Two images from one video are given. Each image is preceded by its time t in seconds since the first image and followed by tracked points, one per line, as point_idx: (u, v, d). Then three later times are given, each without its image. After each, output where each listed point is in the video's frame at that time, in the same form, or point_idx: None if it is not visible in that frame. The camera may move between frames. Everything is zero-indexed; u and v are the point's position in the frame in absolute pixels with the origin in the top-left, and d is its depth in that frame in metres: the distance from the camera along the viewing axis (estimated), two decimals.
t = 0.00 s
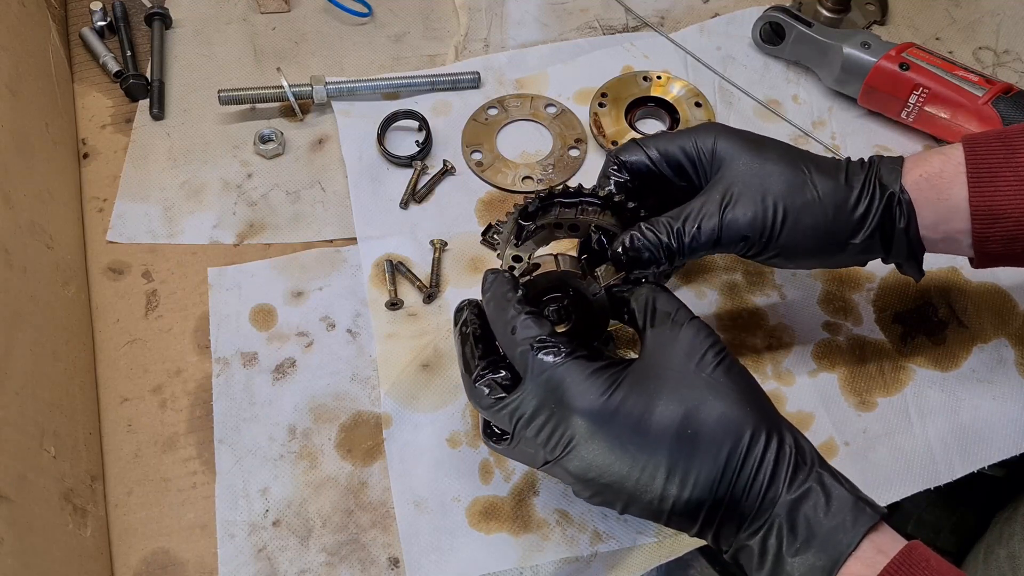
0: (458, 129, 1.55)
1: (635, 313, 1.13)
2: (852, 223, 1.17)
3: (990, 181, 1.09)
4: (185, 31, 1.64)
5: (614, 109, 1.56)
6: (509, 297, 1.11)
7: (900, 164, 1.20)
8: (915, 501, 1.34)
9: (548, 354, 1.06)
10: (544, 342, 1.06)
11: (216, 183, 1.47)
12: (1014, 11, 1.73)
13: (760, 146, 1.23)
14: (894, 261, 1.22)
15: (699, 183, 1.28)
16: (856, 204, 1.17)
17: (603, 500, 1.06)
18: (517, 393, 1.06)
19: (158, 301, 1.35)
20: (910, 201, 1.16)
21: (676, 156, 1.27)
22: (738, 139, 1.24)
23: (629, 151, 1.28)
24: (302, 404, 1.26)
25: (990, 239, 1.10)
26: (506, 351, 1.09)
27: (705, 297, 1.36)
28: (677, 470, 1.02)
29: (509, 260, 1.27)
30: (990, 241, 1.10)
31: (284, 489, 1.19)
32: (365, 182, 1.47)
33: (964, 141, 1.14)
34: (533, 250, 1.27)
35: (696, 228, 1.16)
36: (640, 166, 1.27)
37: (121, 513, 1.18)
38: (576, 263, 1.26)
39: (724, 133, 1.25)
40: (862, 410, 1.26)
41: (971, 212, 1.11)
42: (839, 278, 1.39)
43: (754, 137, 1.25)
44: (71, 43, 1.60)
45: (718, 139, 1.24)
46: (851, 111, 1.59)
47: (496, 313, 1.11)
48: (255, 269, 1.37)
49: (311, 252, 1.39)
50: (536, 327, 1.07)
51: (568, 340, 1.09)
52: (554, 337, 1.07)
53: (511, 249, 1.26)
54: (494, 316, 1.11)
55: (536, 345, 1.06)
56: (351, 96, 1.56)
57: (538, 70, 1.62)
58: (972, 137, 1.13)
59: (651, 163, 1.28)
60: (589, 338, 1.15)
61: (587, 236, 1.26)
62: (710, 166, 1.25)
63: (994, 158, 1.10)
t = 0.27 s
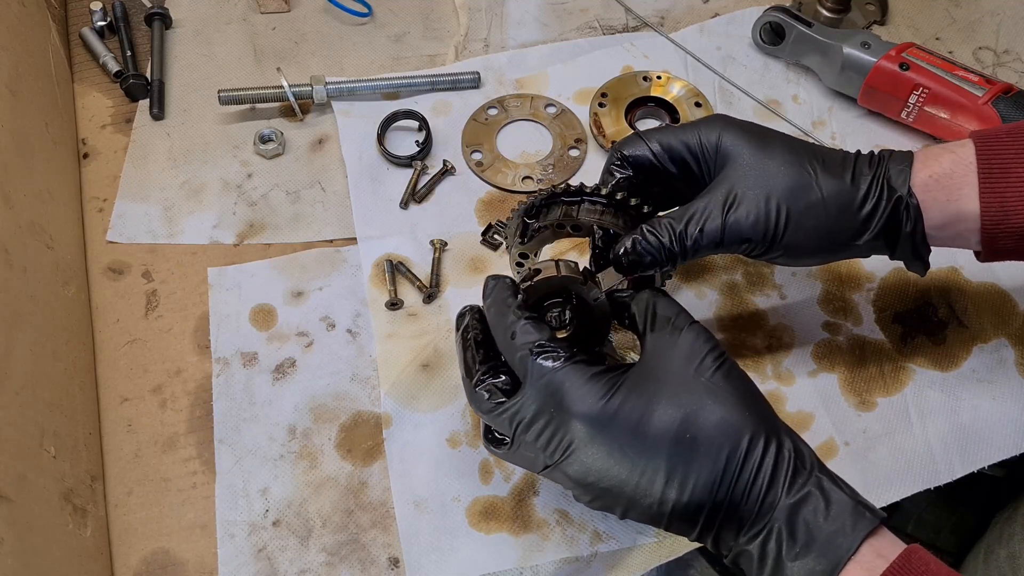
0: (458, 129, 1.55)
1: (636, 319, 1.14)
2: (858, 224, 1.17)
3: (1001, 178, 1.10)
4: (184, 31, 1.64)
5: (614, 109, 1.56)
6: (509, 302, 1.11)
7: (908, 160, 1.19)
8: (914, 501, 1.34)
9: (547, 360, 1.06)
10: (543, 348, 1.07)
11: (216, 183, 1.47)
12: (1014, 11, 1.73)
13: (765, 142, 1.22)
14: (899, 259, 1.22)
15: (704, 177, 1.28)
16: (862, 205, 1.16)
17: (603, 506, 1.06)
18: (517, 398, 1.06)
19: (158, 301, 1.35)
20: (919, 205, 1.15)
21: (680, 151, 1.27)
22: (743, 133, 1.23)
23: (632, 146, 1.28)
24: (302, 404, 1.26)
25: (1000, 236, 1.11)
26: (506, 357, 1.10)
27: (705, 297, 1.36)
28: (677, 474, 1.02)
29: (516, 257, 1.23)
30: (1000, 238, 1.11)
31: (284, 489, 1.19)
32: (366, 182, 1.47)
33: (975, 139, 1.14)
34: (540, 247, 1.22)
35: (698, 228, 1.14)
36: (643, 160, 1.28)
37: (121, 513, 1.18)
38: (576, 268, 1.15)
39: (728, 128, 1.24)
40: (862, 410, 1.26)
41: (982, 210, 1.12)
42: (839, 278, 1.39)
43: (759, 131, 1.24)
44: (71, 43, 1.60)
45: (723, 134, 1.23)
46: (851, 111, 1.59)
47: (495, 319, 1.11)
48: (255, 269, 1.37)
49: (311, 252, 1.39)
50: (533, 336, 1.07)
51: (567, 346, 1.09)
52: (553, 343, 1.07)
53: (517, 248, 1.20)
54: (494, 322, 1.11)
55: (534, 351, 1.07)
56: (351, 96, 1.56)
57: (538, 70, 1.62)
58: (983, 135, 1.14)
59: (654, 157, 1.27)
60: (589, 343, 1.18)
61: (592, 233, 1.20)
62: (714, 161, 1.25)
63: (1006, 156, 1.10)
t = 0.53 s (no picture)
0: (458, 129, 1.55)
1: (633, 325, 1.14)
2: (860, 210, 1.17)
3: (1004, 169, 1.12)
4: (184, 31, 1.64)
5: (614, 109, 1.56)
6: (510, 305, 1.13)
7: (910, 150, 1.19)
8: (914, 501, 1.34)
9: (547, 358, 1.07)
10: (542, 347, 1.07)
11: (216, 183, 1.47)
12: (1014, 11, 1.73)
13: (767, 130, 1.22)
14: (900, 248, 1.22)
15: (705, 166, 1.28)
16: (864, 191, 1.17)
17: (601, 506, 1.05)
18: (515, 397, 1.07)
19: (158, 301, 1.35)
20: (920, 192, 1.16)
21: (682, 139, 1.26)
22: (745, 122, 1.23)
23: (634, 133, 1.27)
24: (302, 404, 1.26)
25: (1003, 225, 1.12)
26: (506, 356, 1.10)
27: (705, 297, 1.36)
28: (674, 472, 1.02)
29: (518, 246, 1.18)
30: (1002, 228, 1.12)
31: (284, 489, 1.19)
32: (366, 182, 1.47)
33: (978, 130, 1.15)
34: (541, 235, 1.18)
35: (698, 213, 1.15)
36: (645, 148, 1.27)
37: (121, 513, 1.19)
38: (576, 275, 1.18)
39: (730, 117, 1.24)
40: (862, 410, 1.26)
41: (985, 200, 1.13)
42: (839, 278, 1.39)
43: (761, 120, 1.24)
44: (71, 42, 1.60)
45: (725, 122, 1.23)
46: (851, 111, 1.59)
47: (497, 321, 1.12)
48: (255, 269, 1.37)
49: (311, 252, 1.39)
50: (533, 336, 1.08)
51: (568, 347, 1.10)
52: (552, 343, 1.08)
53: (519, 236, 1.17)
54: (494, 323, 1.12)
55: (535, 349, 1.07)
56: (351, 96, 1.56)
57: (538, 70, 1.62)
58: (986, 127, 1.15)
59: (657, 145, 1.27)
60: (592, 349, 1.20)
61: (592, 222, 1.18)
62: (717, 149, 1.25)
63: (1009, 147, 1.12)
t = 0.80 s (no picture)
0: (458, 129, 1.55)
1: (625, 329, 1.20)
2: (866, 186, 1.18)
3: (1010, 151, 1.10)
4: (184, 31, 1.64)
5: (614, 109, 1.56)
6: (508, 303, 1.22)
7: (917, 131, 1.20)
8: (914, 501, 1.34)
9: (535, 334, 1.13)
10: (533, 327, 1.14)
11: (216, 183, 1.47)
12: (1014, 11, 1.73)
13: (774, 109, 1.23)
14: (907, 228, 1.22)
15: (711, 146, 1.29)
16: (869, 167, 1.18)
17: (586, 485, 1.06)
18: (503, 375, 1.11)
19: (158, 301, 1.35)
20: (927, 168, 1.16)
21: (691, 119, 1.28)
22: (751, 101, 1.24)
23: (642, 112, 1.29)
24: (302, 404, 1.26)
25: (1005, 209, 1.11)
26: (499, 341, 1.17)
27: (705, 298, 1.36)
28: (654, 443, 1.03)
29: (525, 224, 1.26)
30: (1005, 212, 1.11)
31: (284, 489, 1.19)
32: (366, 182, 1.47)
33: (987, 111, 1.14)
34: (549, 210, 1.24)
35: (704, 186, 1.15)
36: (653, 127, 1.29)
37: (121, 513, 1.18)
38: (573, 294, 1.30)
39: (737, 96, 1.25)
40: (862, 410, 1.26)
41: (988, 182, 1.12)
42: (839, 278, 1.39)
43: (768, 100, 1.25)
44: (71, 42, 1.60)
45: (732, 101, 1.25)
46: (851, 111, 1.59)
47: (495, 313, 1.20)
48: (255, 269, 1.37)
49: (311, 252, 1.39)
50: (525, 319, 1.16)
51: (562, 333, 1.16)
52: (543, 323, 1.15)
53: (527, 212, 1.23)
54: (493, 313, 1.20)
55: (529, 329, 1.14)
56: (351, 96, 1.56)
57: (538, 70, 1.62)
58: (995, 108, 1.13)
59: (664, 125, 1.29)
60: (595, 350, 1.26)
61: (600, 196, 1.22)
62: (723, 128, 1.26)
63: (1016, 128, 1.10)
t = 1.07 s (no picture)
0: (458, 129, 1.55)
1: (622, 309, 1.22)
2: (872, 174, 1.17)
3: (1014, 142, 1.12)
4: (184, 31, 1.64)
5: (614, 109, 1.56)
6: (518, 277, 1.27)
7: (923, 121, 1.21)
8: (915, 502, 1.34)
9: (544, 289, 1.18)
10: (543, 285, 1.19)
11: (216, 183, 1.47)
12: (1014, 10, 1.73)
13: (782, 97, 1.24)
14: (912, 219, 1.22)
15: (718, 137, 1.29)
16: (876, 155, 1.17)
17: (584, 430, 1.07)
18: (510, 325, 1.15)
19: (158, 301, 1.35)
20: (932, 157, 1.17)
21: (697, 108, 1.28)
22: (759, 91, 1.24)
23: (650, 102, 1.29)
24: (302, 404, 1.26)
25: (1010, 199, 1.13)
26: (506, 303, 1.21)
27: (705, 298, 1.36)
28: (655, 381, 1.05)
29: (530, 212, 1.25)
30: (1009, 202, 1.14)
31: (284, 489, 1.19)
32: (366, 182, 1.47)
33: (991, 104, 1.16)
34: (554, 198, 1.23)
35: (711, 173, 1.16)
36: (661, 117, 1.29)
37: (121, 513, 1.18)
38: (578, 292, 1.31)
39: (745, 85, 1.25)
40: (862, 410, 1.26)
41: (993, 172, 1.14)
42: (838, 278, 1.39)
43: (776, 90, 1.25)
44: (71, 42, 1.60)
45: (739, 91, 1.25)
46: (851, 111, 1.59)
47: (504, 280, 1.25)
48: (255, 269, 1.37)
49: (311, 252, 1.39)
50: (534, 281, 1.21)
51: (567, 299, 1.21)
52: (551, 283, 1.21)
53: (533, 199, 1.23)
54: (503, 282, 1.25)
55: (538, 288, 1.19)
56: (351, 96, 1.56)
57: (538, 70, 1.62)
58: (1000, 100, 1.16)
59: (672, 115, 1.29)
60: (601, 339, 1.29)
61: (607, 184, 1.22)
62: (730, 118, 1.26)
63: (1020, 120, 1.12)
